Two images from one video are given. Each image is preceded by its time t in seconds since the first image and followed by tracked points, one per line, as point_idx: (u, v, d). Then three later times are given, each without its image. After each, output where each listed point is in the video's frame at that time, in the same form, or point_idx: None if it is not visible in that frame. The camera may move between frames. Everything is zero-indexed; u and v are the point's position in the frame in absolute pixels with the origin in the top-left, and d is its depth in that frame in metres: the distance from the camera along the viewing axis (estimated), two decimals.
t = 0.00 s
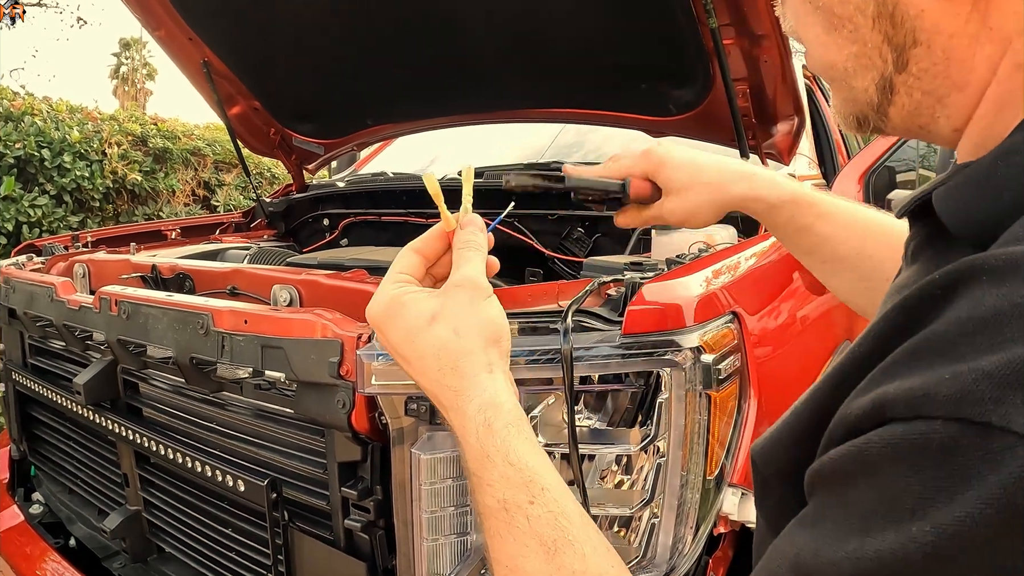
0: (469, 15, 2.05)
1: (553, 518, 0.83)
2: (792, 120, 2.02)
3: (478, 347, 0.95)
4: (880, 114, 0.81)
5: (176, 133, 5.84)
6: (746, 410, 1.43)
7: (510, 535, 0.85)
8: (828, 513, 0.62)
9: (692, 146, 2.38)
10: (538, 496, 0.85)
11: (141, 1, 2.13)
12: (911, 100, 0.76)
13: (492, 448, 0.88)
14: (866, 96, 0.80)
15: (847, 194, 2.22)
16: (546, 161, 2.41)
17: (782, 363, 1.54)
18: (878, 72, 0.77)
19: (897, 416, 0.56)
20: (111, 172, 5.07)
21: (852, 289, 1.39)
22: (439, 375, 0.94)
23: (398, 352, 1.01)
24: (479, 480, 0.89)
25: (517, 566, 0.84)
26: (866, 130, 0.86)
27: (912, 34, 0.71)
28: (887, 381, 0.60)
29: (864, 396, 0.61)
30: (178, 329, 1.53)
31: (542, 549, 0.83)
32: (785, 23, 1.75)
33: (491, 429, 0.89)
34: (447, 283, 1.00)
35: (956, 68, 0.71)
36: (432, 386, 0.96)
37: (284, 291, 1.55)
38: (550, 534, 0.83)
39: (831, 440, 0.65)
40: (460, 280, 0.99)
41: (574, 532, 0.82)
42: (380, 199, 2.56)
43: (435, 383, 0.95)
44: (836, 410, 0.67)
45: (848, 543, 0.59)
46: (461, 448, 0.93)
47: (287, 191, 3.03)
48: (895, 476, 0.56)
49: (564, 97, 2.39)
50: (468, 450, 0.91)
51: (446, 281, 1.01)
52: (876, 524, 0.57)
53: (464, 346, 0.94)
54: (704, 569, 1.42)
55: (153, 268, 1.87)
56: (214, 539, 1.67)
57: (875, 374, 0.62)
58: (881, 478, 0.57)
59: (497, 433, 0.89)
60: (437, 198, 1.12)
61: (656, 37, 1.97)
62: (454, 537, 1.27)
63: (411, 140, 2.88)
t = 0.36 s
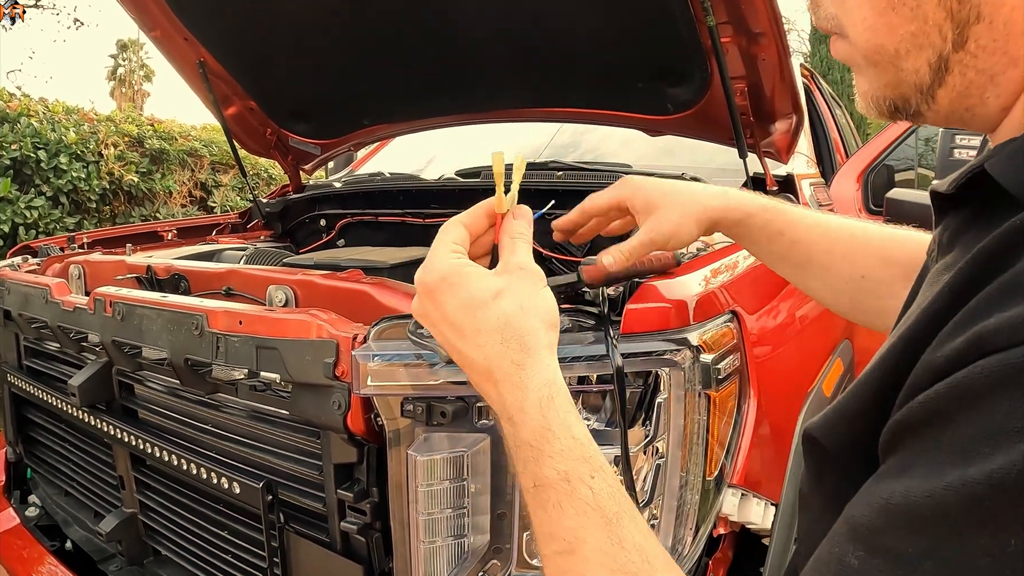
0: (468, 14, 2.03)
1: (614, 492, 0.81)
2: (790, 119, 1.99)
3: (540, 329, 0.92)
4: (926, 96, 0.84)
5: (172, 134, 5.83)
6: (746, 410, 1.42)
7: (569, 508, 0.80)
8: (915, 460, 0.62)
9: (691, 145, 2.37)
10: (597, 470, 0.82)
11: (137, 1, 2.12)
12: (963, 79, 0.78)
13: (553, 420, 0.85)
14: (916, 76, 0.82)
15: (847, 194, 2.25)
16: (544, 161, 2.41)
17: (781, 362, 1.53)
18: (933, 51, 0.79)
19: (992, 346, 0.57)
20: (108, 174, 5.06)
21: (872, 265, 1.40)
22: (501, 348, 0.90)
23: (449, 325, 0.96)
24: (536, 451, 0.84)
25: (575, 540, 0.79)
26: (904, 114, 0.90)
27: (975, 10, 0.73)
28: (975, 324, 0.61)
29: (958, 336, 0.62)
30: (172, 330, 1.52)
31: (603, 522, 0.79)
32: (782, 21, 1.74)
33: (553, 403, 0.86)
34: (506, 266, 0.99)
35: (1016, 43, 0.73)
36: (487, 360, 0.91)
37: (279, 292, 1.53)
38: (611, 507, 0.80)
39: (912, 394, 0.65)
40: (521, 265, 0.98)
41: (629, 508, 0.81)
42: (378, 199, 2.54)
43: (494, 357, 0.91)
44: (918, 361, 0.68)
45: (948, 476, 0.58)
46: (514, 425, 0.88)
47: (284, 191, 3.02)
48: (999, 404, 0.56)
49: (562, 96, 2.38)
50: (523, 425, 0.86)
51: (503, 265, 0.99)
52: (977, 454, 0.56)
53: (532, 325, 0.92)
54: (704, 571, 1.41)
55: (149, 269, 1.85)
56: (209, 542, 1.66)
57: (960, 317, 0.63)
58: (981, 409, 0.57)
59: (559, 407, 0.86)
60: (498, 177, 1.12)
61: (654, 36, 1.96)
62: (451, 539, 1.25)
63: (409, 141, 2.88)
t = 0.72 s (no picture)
0: (466, 13, 2.02)
1: (649, 519, 0.80)
2: (787, 119, 1.99)
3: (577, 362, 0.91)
4: (936, 105, 0.83)
5: (167, 133, 5.81)
6: (742, 412, 1.42)
7: (604, 535, 0.78)
8: (971, 474, 0.59)
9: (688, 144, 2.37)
10: (633, 497, 0.81)
11: None
12: (975, 91, 0.78)
13: (589, 449, 0.83)
14: (926, 87, 0.82)
15: (842, 196, 2.25)
16: (541, 161, 2.41)
17: (775, 363, 1.53)
18: (944, 63, 0.79)
19: None
20: (102, 173, 5.04)
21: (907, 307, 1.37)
22: (537, 377, 0.88)
23: (485, 351, 0.94)
24: (571, 479, 0.82)
25: (611, 566, 0.77)
26: (910, 122, 0.90)
27: (988, 24, 0.73)
28: None
29: (1007, 348, 0.61)
30: (166, 330, 1.51)
31: (640, 548, 0.77)
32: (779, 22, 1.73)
33: (588, 433, 0.85)
34: (547, 300, 0.99)
35: None
36: (521, 389, 0.89)
37: (274, 292, 1.53)
38: (649, 533, 0.78)
39: (959, 406, 0.64)
40: (563, 300, 0.98)
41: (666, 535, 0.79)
42: (374, 199, 2.53)
43: (529, 386, 0.88)
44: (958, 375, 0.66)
45: (1011, 493, 0.56)
46: (545, 453, 0.86)
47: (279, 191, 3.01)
48: None
49: (559, 96, 2.38)
50: (558, 454, 0.84)
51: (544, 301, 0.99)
52: None
53: (570, 358, 0.90)
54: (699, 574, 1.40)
55: (142, 269, 1.84)
56: (202, 542, 1.65)
57: (1010, 325, 0.62)
58: None
59: (594, 437, 0.84)
60: (559, 223, 1.11)
61: (651, 37, 1.96)
62: (445, 541, 1.24)
63: (404, 140, 2.87)
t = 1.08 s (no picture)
0: (464, 16, 2.04)
1: (632, 529, 0.81)
2: (786, 125, 2.01)
3: (561, 371, 0.91)
4: (913, 132, 0.81)
5: (169, 137, 5.83)
6: (742, 415, 1.44)
7: (589, 545, 0.79)
8: (940, 496, 0.59)
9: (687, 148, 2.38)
10: (616, 507, 0.82)
11: (134, 3, 2.12)
12: (950, 118, 0.77)
13: (571, 459, 0.84)
14: (902, 114, 0.80)
15: (842, 201, 2.27)
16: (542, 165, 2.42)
17: (774, 367, 1.54)
18: (920, 91, 0.78)
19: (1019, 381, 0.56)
20: (105, 176, 5.06)
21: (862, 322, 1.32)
22: (520, 386, 0.89)
23: (470, 356, 0.95)
24: (555, 490, 0.83)
25: None
26: (887, 147, 0.87)
27: (962, 52, 0.73)
28: (995, 358, 0.60)
29: (976, 372, 0.61)
30: (170, 334, 1.52)
31: (625, 559, 0.78)
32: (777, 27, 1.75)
33: (570, 443, 0.85)
34: (534, 307, 0.99)
35: (1000, 79, 0.73)
36: (505, 396, 0.90)
37: (278, 296, 1.54)
38: (632, 543, 0.79)
39: (930, 426, 0.64)
40: (550, 308, 0.99)
41: (651, 544, 0.80)
42: (376, 203, 2.54)
43: (512, 393, 0.89)
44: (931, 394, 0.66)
45: (978, 516, 0.56)
46: (529, 462, 0.86)
47: (281, 194, 3.02)
48: None
49: (559, 100, 2.39)
50: (540, 463, 0.85)
51: (531, 307, 1.00)
52: (1006, 492, 0.55)
53: (553, 366, 0.91)
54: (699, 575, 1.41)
55: (146, 273, 1.85)
56: (205, 545, 1.66)
57: (980, 349, 0.62)
58: (1007, 447, 0.55)
59: (575, 447, 0.85)
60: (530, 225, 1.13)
61: (651, 41, 1.97)
62: (449, 544, 1.25)
63: (405, 144, 2.88)
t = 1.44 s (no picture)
0: (465, 15, 2.04)
1: (628, 522, 0.80)
2: (786, 121, 2.00)
3: (553, 367, 0.93)
4: (933, 129, 0.81)
5: (169, 134, 5.82)
6: (742, 411, 1.44)
7: (586, 539, 0.79)
8: (949, 483, 0.60)
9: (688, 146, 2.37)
10: (612, 501, 0.82)
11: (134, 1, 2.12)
12: (971, 116, 0.76)
13: (566, 455, 0.85)
14: (922, 112, 0.80)
15: (842, 198, 2.27)
16: (541, 162, 2.42)
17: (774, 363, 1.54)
18: (941, 88, 0.77)
19: None
20: (104, 173, 5.05)
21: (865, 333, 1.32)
22: (512, 386, 0.91)
23: (464, 361, 0.97)
24: (551, 484, 0.84)
25: (593, 569, 0.78)
26: (908, 143, 0.86)
27: (984, 47, 0.71)
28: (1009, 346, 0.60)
29: (987, 360, 0.61)
30: (171, 331, 1.52)
31: (620, 551, 0.78)
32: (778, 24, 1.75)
33: (566, 439, 0.86)
34: (524, 306, 1.00)
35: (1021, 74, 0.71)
36: (499, 397, 0.91)
37: (278, 293, 1.53)
38: (627, 535, 0.79)
39: (941, 416, 0.64)
40: (539, 304, 1.00)
41: (646, 536, 0.80)
42: (376, 200, 2.55)
43: (506, 394, 0.91)
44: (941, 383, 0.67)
45: (989, 502, 0.56)
46: (528, 460, 0.87)
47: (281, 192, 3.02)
48: None
49: (559, 98, 2.39)
50: (538, 459, 0.86)
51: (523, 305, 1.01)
52: (1017, 478, 0.55)
53: (546, 363, 0.92)
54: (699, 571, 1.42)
55: (146, 270, 1.85)
56: (206, 541, 1.66)
57: (992, 338, 0.62)
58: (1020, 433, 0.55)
59: (570, 443, 0.85)
60: (525, 217, 1.15)
61: (652, 38, 1.97)
62: (448, 539, 1.26)
63: (404, 141, 2.88)
